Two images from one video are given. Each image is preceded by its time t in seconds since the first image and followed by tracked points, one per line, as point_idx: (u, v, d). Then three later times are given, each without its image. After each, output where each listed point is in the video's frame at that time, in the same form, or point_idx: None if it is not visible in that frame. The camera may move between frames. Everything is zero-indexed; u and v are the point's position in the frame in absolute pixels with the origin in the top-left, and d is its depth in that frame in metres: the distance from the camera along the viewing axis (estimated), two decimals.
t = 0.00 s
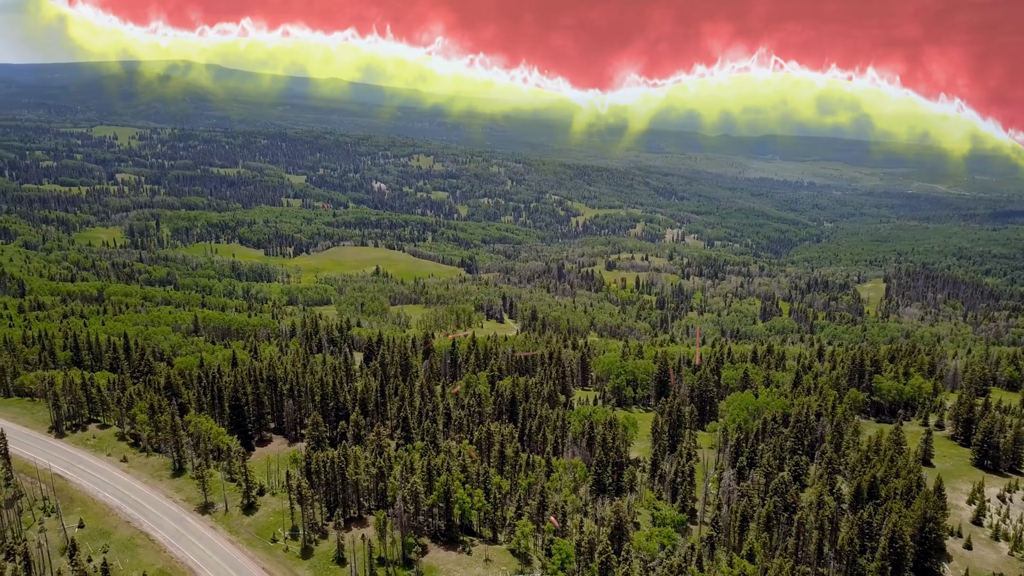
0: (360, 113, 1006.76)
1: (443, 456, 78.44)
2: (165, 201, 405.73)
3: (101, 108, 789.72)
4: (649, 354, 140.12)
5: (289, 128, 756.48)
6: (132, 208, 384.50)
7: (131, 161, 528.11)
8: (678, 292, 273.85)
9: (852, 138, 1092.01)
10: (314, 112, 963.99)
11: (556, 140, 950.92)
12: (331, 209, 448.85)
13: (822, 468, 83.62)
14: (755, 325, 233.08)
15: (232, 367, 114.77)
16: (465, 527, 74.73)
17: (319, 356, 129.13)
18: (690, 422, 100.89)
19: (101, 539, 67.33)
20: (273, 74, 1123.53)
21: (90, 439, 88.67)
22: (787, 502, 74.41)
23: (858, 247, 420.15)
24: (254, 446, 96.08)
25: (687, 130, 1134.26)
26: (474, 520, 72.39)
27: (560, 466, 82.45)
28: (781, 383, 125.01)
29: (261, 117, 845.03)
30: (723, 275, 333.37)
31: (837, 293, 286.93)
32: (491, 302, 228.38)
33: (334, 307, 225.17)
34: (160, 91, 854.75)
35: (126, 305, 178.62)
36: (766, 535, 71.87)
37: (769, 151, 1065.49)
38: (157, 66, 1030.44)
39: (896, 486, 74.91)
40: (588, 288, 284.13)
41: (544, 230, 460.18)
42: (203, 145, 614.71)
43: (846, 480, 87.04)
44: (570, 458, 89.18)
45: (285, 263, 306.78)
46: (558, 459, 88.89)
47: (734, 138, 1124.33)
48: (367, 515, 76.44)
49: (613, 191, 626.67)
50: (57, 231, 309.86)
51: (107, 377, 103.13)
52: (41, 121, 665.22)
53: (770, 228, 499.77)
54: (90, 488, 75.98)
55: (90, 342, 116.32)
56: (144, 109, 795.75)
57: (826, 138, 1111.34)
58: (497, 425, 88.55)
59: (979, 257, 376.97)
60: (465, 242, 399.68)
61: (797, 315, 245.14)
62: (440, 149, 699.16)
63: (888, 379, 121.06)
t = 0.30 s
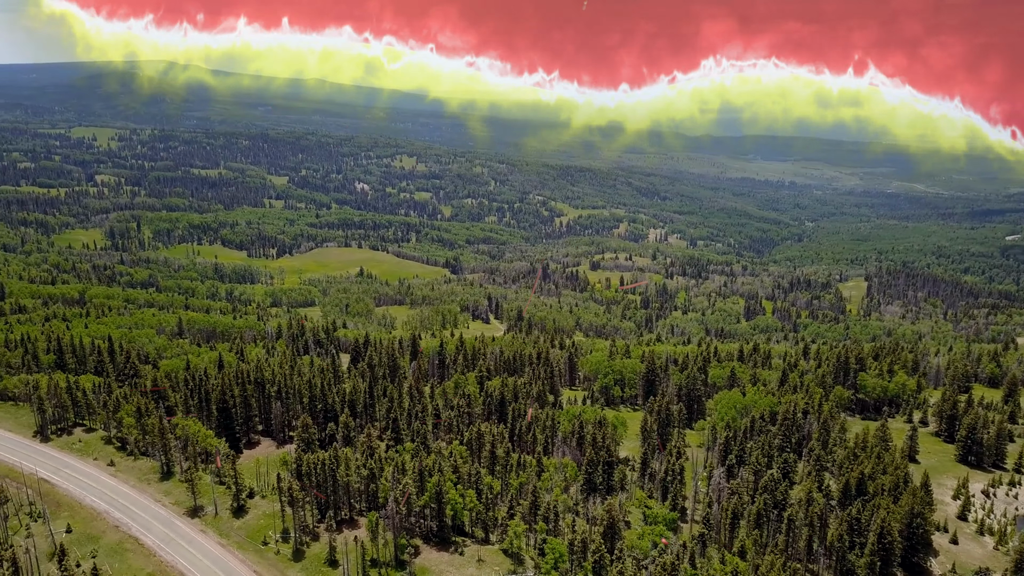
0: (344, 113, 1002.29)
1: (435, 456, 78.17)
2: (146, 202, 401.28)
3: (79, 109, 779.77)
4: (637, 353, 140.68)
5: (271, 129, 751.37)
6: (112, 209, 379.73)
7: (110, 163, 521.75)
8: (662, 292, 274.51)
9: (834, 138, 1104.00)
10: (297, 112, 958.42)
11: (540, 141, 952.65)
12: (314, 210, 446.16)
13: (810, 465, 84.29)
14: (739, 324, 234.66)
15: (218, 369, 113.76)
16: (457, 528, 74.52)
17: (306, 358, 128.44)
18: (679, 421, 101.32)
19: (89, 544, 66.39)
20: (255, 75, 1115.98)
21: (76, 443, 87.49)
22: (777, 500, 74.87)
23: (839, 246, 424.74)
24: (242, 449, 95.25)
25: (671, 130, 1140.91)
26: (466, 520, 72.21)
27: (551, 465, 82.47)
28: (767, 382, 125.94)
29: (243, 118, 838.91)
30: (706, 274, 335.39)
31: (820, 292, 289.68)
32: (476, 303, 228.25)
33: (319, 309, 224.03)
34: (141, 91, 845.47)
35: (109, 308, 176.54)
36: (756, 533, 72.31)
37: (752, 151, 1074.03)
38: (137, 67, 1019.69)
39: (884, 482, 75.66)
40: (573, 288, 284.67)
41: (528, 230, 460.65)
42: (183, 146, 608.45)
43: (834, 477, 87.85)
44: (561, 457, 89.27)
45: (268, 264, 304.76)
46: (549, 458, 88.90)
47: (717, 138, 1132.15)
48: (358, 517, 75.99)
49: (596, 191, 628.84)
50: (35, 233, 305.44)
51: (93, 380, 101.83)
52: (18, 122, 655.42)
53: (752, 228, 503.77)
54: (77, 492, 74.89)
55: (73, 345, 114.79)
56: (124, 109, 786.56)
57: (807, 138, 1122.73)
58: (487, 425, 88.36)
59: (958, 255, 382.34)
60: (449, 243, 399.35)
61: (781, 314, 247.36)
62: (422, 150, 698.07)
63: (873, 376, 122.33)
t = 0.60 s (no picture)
0: (327, 114, 997.58)
1: (425, 457, 77.97)
2: (125, 204, 396.51)
3: (57, 110, 769.06)
4: (623, 353, 141.21)
5: (253, 129, 745.50)
6: (91, 211, 374.82)
7: (88, 164, 514.70)
8: (646, 291, 275.32)
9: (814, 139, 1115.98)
10: (279, 113, 952.28)
11: (524, 142, 954.05)
12: (296, 211, 443.36)
13: (798, 463, 84.95)
14: (722, 323, 236.24)
15: (204, 372, 112.63)
16: (448, 528, 74.35)
17: (293, 360, 127.61)
18: (667, 420, 101.77)
19: (76, 549, 65.40)
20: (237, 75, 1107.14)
21: (61, 447, 86.23)
22: (767, 497, 75.34)
23: (819, 245, 429.46)
24: (229, 451, 94.40)
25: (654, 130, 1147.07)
26: (458, 521, 72.06)
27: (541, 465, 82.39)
28: (753, 380, 126.82)
29: (225, 119, 832.08)
30: (689, 274, 337.48)
31: (801, 290, 292.46)
32: (461, 303, 227.81)
33: (303, 310, 222.79)
34: (121, 92, 835.49)
35: (90, 311, 174.28)
36: (746, 531, 72.69)
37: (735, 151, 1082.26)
38: (116, 68, 1007.95)
39: (872, 479, 76.43)
40: (558, 288, 285.21)
41: (512, 231, 460.81)
42: (163, 147, 602.06)
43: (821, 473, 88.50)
44: (550, 457, 89.28)
45: (250, 266, 302.41)
46: (539, 458, 88.96)
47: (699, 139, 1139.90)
48: (349, 519, 75.59)
49: (579, 191, 631.04)
50: (11, 236, 300.63)
51: (77, 384, 100.47)
52: None
53: (733, 228, 508.10)
54: (63, 498, 73.78)
55: (56, 349, 113.18)
56: (103, 110, 777.32)
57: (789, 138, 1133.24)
58: (477, 426, 88.28)
59: (936, 254, 388.09)
60: (433, 243, 398.74)
61: (763, 313, 249.71)
62: (404, 150, 696.59)
63: (857, 374, 123.74)
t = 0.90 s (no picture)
0: (306, 116, 991.53)
1: (413, 459, 77.53)
2: (100, 206, 390.45)
3: (29, 112, 755.76)
4: (607, 352, 141.66)
5: (230, 131, 738.22)
6: (64, 213, 368.68)
7: (62, 166, 506.26)
8: (626, 291, 276.11)
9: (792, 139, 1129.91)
10: (257, 114, 943.99)
11: (505, 143, 955.00)
12: (274, 213, 439.59)
13: (783, 460, 85.75)
14: (704, 322, 237.85)
15: (186, 376, 111.03)
16: (437, 530, 74.06)
17: (276, 363, 126.46)
18: (653, 419, 102.16)
19: (60, 557, 64.17)
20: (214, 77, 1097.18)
21: (41, 454, 84.67)
22: (754, 494, 75.93)
23: (797, 244, 434.50)
24: (213, 455, 93.36)
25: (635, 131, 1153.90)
26: (447, 523, 71.65)
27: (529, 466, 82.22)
28: (737, 378, 127.77)
29: (202, 120, 823.51)
30: (669, 273, 339.72)
31: (780, 289, 295.43)
32: (444, 304, 226.79)
33: (283, 313, 221.04)
34: (95, 93, 823.57)
35: (66, 314, 171.40)
36: (733, 528, 73.12)
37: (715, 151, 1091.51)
38: (90, 70, 993.92)
39: (856, 475, 77.29)
40: (539, 288, 285.52)
41: (492, 231, 460.59)
42: (138, 148, 593.91)
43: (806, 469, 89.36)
44: (538, 457, 89.24)
45: (229, 268, 299.28)
46: (526, 458, 88.91)
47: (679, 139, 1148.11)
48: (338, 522, 74.98)
49: (558, 192, 633.02)
50: None
51: (57, 389, 98.76)
52: None
53: (712, 227, 512.56)
54: (45, 504, 72.39)
55: (33, 354, 111.04)
56: (78, 112, 765.74)
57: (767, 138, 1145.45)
58: (464, 427, 87.85)
59: (911, 251, 394.19)
60: (413, 244, 397.32)
61: (743, 312, 251.83)
62: (383, 151, 694.14)
63: (840, 371, 125.24)
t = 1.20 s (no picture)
0: (284, 117, 984.32)
1: (402, 461, 77.05)
2: (74, 209, 384.26)
3: None
4: (592, 352, 142.06)
5: (206, 132, 730.53)
6: (37, 216, 362.44)
7: (33, 168, 497.25)
8: (607, 291, 277.29)
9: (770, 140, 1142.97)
10: (235, 116, 935.40)
11: (485, 144, 955.77)
12: (251, 214, 435.43)
13: (770, 458, 86.37)
14: (685, 320, 239.43)
15: (168, 381, 109.58)
16: (427, 532, 73.68)
17: (258, 366, 125.22)
18: (638, 419, 102.47)
19: (43, 565, 62.92)
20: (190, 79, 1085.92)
21: (22, 461, 83.16)
22: (742, 492, 76.36)
23: (775, 243, 439.24)
24: (197, 460, 92.27)
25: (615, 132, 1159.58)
26: (437, 525, 71.29)
27: (518, 467, 82.11)
28: (722, 377, 128.55)
29: (177, 121, 814.08)
30: (649, 273, 341.79)
31: (759, 288, 298.18)
32: (425, 306, 225.50)
33: (263, 315, 218.99)
34: (69, 95, 810.91)
35: (41, 318, 168.26)
36: (722, 526, 73.61)
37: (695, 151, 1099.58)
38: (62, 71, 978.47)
39: (842, 471, 78.01)
40: (520, 288, 285.85)
41: (472, 232, 460.24)
42: (112, 150, 585.56)
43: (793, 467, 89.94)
44: (526, 458, 89.07)
45: (207, 271, 296.09)
46: (515, 459, 88.61)
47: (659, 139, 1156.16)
48: (327, 526, 74.39)
49: (537, 192, 634.83)
50: None
51: (36, 395, 96.94)
52: None
53: (690, 226, 516.84)
54: (27, 512, 70.95)
55: (11, 359, 109.17)
56: (50, 114, 753.29)
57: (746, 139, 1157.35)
58: (451, 429, 87.47)
59: (886, 249, 400.07)
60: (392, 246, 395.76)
61: (723, 311, 253.90)
62: (361, 152, 691.24)
63: (822, 368, 126.59)
